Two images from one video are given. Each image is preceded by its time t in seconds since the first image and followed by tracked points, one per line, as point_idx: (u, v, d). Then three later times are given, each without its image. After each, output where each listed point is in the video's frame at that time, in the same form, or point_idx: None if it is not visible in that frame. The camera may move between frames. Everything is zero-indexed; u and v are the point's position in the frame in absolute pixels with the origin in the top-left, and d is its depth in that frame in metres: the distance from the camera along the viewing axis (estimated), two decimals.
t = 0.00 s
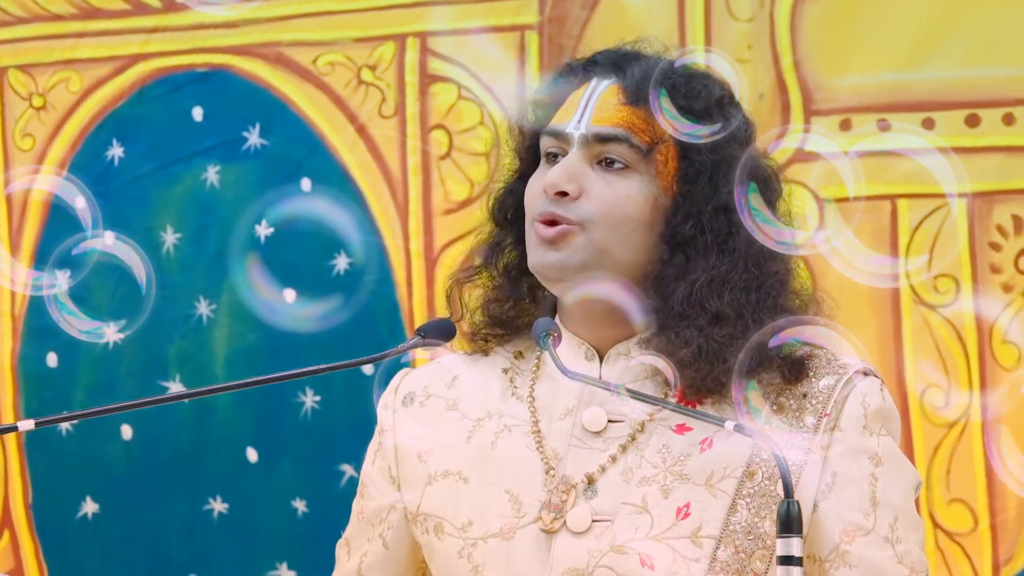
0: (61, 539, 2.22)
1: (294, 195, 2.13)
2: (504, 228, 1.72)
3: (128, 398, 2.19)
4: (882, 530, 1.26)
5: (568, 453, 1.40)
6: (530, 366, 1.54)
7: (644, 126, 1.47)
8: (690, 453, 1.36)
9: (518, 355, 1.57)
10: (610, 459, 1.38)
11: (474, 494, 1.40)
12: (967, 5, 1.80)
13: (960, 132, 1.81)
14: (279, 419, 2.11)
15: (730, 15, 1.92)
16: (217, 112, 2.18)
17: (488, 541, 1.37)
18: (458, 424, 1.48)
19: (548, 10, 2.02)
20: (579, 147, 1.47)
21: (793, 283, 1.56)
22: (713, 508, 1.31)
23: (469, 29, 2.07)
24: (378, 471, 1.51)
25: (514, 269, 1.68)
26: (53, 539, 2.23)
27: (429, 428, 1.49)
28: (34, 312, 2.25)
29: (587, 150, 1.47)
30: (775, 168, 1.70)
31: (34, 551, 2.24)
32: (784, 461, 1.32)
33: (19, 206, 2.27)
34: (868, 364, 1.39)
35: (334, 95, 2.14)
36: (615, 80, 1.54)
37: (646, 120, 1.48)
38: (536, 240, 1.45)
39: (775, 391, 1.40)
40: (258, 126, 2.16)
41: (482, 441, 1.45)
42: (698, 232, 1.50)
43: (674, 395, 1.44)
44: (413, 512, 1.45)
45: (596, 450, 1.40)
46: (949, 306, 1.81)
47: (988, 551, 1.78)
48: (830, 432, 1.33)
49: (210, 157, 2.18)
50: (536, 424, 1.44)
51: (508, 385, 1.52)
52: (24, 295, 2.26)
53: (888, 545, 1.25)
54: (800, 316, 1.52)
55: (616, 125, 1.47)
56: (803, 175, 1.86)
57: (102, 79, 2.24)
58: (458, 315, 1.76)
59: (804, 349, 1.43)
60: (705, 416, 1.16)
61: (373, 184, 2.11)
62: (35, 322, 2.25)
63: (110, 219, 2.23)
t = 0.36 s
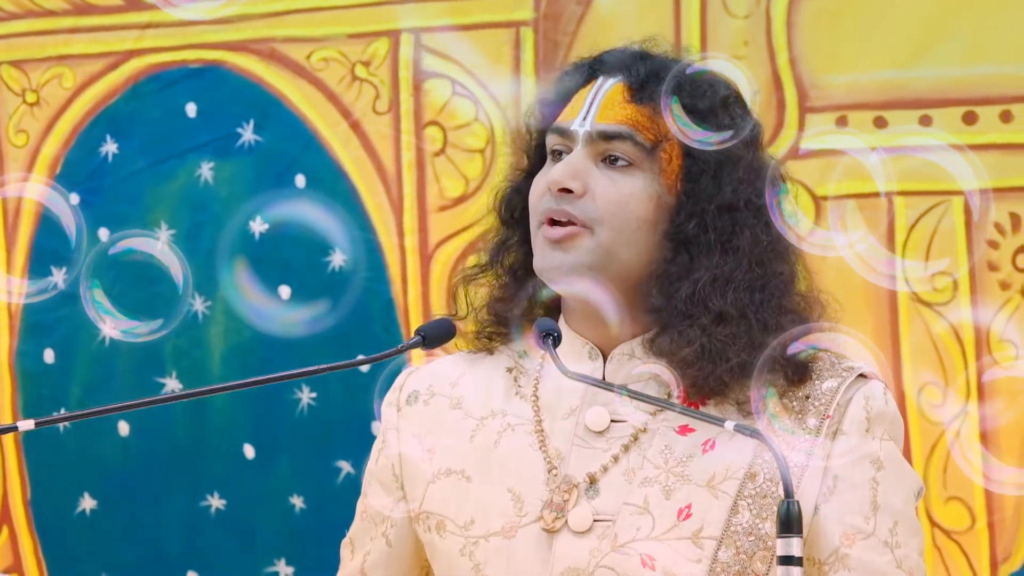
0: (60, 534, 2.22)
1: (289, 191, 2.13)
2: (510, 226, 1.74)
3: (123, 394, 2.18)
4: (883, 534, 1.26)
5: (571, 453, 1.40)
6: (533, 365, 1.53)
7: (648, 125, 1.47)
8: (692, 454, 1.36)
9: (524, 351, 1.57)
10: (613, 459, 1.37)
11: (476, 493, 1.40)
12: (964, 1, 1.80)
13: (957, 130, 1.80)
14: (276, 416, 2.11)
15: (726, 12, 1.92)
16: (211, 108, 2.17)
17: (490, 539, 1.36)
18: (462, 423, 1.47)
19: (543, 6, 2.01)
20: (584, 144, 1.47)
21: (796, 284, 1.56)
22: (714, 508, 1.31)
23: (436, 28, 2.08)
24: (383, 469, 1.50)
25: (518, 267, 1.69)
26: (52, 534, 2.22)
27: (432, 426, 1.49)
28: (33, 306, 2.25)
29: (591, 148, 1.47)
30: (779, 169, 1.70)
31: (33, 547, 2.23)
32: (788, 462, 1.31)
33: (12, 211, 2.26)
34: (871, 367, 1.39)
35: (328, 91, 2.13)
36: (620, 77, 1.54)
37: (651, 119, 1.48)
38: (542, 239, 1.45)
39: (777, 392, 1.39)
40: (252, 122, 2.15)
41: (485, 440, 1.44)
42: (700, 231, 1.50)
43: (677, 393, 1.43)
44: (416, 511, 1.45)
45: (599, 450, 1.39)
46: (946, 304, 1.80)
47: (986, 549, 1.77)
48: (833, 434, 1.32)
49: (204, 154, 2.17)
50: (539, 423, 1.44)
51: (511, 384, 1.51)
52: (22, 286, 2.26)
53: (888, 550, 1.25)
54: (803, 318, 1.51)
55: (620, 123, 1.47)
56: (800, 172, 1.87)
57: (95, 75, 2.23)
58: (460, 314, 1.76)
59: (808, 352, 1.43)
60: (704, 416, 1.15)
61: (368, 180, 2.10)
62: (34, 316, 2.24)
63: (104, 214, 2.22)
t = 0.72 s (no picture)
0: (58, 530, 2.20)
1: (285, 188, 2.11)
2: (516, 224, 1.74)
3: (118, 392, 2.16)
4: (886, 540, 1.25)
5: (575, 453, 1.39)
6: (537, 364, 1.52)
7: (654, 125, 1.47)
8: (696, 457, 1.35)
9: (528, 351, 1.56)
10: (616, 459, 1.36)
11: (478, 492, 1.39)
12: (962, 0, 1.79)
13: (958, 128, 1.79)
14: (273, 414, 2.10)
15: (725, 11, 1.91)
16: (205, 105, 2.16)
17: (492, 539, 1.35)
18: (465, 422, 1.46)
19: (541, 4, 2.00)
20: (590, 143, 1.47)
21: (804, 287, 1.55)
22: (717, 510, 1.30)
23: (400, 27, 2.09)
24: (386, 466, 1.49)
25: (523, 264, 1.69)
26: (51, 531, 2.21)
27: (434, 424, 1.48)
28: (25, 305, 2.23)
29: (596, 147, 1.46)
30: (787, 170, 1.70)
31: (31, 544, 2.21)
32: (791, 465, 1.31)
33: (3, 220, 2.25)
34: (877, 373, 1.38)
35: (324, 88, 2.12)
36: (627, 78, 1.54)
37: (657, 118, 1.48)
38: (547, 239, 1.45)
39: (785, 396, 1.39)
40: (247, 120, 2.14)
41: (489, 439, 1.43)
42: (707, 232, 1.50)
43: (680, 397, 1.42)
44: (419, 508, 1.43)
45: (602, 450, 1.38)
46: (946, 303, 1.79)
47: (986, 549, 1.76)
48: (837, 439, 1.32)
49: (199, 151, 2.16)
50: (543, 423, 1.43)
51: (515, 383, 1.50)
52: (14, 281, 2.24)
53: (892, 555, 1.24)
54: (811, 323, 1.50)
55: (626, 122, 1.47)
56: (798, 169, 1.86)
57: (90, 72, 2.21)
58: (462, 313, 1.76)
59: (815, 357, 1.43)
60: (704, 416, 1.17)
61: (365, 178, 2.09)
62: (25, 315, 2.23)
63: (98, 212, 2.20)
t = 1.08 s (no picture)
0: (58, 529, 2.20)
1: (284, 188, 2.11)
2: (516, 226, 1.73)
3: (117, 392, 2.16)
4: (887, 541, 1.24)
5: (576, 454, 1.39)
6: (536, 367, 1.52)
7: (653, 124, 1.47)
8: (697, 459, 1.35)
9: (528, 351, 1.57)
10: (617, 460, 1.36)
11: (479, 493, 1.39)
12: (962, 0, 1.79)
13: (959, 128, 1.79)
14: (274, 413, 2.09)
15: (725, 11, 1.91)
16: (204, 105, 2.16)
17: (492, 539, 1.35)
18: (466, 423, 1.46)
19: (540, 3, 2.00)
20: (588, 142, 1.46)
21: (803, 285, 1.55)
22: (717, 511, 1.30)
23: (395, 27, 2.09)
24: (386, 466, 1.49)
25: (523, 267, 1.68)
26: (50, 531, 2.20)
27: (435, 424, 1.48)
28: (23, 304, 2.23)
29: (594, 147, 1.46)
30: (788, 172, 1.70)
31: (30, 544, 2.21)
32: (791, 466, 1.32)
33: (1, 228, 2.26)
34: (878, 375, 1.38)
35: (324, 88, 2.11)
36: (623, 76, 1.54)
37: (655, 117, 1.48)
38: (544, 239, 1.43)
39: (786, 397, 1.39)
40: (247, 119, 2.14)
41: (490, 439, 1.43)
42: (707, 230, 1.49)
43: (681, 399, 1.42)
44: (419, 509, 1.43)
45: (603, 451, 1.38)
46: (947, 304, 1.79)
47: (988, 548, 1.76)
48: (837, 442, 1.32)
49: (198, 151, 2.15)
50: (544, 423, 1.43)
51: (516, 383, 1.50)
52: (12, 287, 2.24)
53: (892, 557, 1.23)
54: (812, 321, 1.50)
55: (624, 121, 1.47)
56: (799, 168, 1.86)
57: (89, 71, 2.21)
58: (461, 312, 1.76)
59: (817, 358, 1.43)
60: (705, 416, 1.17)
61: (365, 177, 2.09)
62: (24, 314, 2.22)
63: (97, 211, 2.20)
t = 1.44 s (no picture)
0: (57, 530, 2.20)
1: (287, 187, 2.11)
2: (508, 228, 1.72)
3: (119, 392, 2.16)
4: (885, 541, 1.24)
5: (573, 456, 1.39)
6: (534, 367, 1.52)
7: (648, 132, 1.45)
8: (694, 460, 1.34)
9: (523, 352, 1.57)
10: (615, 463, 1.36)
11: (476, 495, 1.39)
12: None
13: (960, 124, 1.79)
14: (274, 413, 2.09)
15: (726, 10, 1.90)
16: (206, 105, 2.15)
17: (490, 542, 1.35)
18: (463, 424, 1.45)
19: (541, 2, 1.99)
20: (583, 155, 1.44)
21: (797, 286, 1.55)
22: (714, 513, 1.29)
23: (396, 26, 2.08)
24: (381, 468, 1.49)
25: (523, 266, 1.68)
26: (49, 532, 2.20)
27: (432, 426, 1.47)
28: (23, 305, 2.22)
29: (590, 158, 1.44)
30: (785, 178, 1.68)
31: (30, 544, 2.21)
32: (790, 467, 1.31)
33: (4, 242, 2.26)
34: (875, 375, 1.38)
35: (325, 87, 2.11)
36: (615, 81, 1.52)
37: (649, 125, 1.46)
38: (542, 252, 1.43)
39: (783, 398, 1.39)
40: (250, 118, 2.13)
41: (486, 442, 1.42)
42: (705, 236, 1.48)
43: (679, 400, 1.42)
44: (417, 511, 1.43)
45: (600, 454, 1.38)
46: (949, 300, 1.78)
47: (992, 544, 1.75)
48: (836, 441, 1.31)
49: (200, 150, 2.15)
50: (540, 425, 1.42)
51: (512, 384, 1.50)
52: (13, 287, 2.23)
53: (890, 556, 1.24)
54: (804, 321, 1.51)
55: (619, 131, 1.45)
56: (799, 167, 1.86)
57: (91, 71, 2.21)
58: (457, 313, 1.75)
59: (813, 358, 1.42)
60: (708, 416, 1.17)
61: (365, 176, 2.08)
62: (24, 314, 2.22)
63: (98, 211, 2.19)
